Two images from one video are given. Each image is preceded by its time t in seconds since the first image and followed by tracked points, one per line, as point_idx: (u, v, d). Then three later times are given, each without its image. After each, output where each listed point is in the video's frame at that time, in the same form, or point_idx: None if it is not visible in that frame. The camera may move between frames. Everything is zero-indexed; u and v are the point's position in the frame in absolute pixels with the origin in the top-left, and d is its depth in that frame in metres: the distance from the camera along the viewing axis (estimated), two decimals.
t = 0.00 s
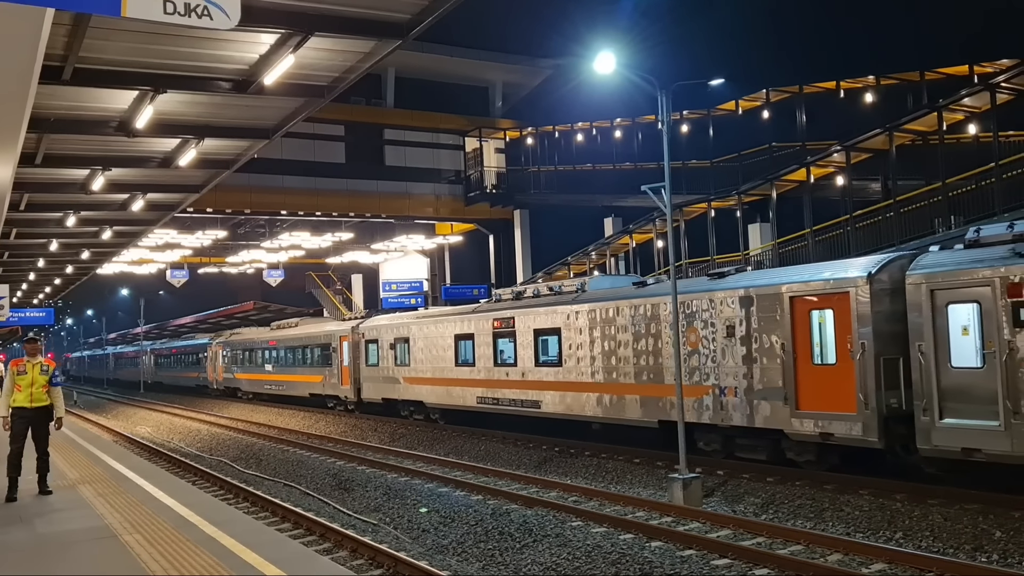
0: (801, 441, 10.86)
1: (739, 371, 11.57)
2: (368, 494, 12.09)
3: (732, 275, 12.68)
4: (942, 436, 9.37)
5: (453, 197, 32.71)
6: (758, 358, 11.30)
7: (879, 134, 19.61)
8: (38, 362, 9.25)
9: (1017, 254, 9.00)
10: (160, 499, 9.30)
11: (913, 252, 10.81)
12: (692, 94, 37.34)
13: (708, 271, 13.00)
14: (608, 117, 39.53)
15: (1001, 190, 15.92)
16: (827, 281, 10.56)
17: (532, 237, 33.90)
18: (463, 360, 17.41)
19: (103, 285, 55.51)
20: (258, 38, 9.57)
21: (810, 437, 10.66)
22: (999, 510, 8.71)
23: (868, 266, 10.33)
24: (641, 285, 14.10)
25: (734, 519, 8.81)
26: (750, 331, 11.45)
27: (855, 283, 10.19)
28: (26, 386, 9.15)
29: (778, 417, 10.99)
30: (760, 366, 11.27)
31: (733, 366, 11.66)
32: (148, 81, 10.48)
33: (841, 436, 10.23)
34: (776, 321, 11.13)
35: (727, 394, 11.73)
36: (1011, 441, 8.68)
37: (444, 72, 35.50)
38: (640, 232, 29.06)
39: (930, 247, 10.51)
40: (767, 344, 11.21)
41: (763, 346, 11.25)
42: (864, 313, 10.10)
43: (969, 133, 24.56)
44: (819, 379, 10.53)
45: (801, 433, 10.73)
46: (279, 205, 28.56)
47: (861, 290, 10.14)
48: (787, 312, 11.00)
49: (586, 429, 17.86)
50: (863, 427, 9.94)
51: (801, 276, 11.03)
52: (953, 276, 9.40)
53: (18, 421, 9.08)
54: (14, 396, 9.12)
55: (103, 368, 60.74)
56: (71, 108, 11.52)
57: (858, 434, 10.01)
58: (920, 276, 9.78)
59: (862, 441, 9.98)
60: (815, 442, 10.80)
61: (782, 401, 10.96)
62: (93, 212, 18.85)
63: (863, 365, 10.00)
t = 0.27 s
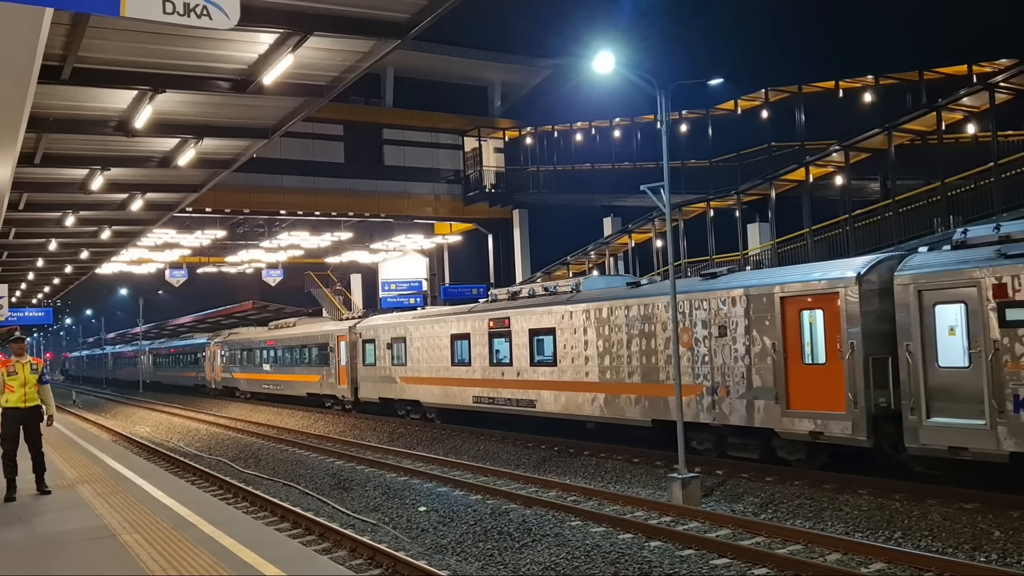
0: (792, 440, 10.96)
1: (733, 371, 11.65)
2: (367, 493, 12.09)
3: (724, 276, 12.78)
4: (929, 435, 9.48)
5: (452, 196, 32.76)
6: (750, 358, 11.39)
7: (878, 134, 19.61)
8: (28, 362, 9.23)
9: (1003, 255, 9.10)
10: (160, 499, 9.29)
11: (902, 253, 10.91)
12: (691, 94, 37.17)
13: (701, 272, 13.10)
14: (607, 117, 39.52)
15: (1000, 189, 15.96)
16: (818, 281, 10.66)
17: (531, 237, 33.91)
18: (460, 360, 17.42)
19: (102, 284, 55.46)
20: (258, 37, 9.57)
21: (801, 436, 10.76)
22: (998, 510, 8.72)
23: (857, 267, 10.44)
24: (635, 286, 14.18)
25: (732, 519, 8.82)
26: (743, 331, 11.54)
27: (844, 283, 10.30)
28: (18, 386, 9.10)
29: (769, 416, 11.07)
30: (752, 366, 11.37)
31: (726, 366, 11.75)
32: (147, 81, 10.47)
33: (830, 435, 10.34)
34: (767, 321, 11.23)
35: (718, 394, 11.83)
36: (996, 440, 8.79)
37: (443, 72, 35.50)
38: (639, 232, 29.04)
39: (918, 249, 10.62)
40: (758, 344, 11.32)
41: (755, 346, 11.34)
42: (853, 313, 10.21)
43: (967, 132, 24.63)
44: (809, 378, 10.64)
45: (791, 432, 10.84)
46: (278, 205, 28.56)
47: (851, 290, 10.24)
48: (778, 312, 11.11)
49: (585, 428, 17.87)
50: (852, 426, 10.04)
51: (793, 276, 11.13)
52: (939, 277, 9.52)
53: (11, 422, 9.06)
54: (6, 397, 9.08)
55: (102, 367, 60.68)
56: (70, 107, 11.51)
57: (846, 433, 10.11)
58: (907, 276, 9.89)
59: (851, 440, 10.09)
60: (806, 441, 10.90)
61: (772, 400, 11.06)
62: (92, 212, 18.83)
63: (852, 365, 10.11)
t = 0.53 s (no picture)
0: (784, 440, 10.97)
1: (727, 371, 11.66)
2: (367, 493, 12.09)
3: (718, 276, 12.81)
4: (918, 434, 9.49)
5: (452, 196, 32.74)
6: (743, 359, 11.40)
7: (878, 134, 19.60)
8: (20, 362, 9.18)
9: (990, 257, 9.13)
10: (159, 498, 9.28)
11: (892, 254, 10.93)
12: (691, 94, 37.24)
13: (695, 273, 13.13)
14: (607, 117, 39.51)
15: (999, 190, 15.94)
16: (810, 282, 10.67)
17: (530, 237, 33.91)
18: (456, 360, 17.42)
19: (102, 284, 55.41)
20: (257, 37, 9.57)
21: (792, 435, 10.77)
22: (997, 510, 8.72)
23: (848, 268, 10.46)
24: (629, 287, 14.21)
25: (732, 519, 8.82)
26: (736, 332, 11.56)
27: (834, 284, 10.32)
28: (12, 388, 9.11)
29: (761, 415, 11.08)
30: (744, 366, 11.39)
31: (720, 366, 11.76)
32: (147, 80, 10.47)
33: (820, 434, 10.35)
34: (759, 322, 11.25)
35: (711, 394, 11.87)
36: (983, 440, 8.81)
37: (443, 72, 35.48)
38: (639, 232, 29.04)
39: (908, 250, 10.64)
40: (749, 344, 11.35)
41: (747, 346, 11.36)
42: (843, 313, 10.22)
43: (967, 133, 24.66)
44: (800, 378, 10.66)
45: (782, 431, 10.85)
46: (278, 204, 28.57)
47: (842, 291, 10.25)
48: (769, 313, 11.13)
49: (583, 428, 17.89)
50: (842, 425, 10.04)
51: (784, 277, 11.15)
52: (926, 278, 9.54)
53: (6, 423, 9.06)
54: None
55: (101, 367, 60.64)
56: (70, 107, 11.50)
57: (836, 432, 10.11)
58: (896, 278, 9.90)
59: (840, 439, 10.10)
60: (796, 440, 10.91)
61: (764, 400, 11.07)
62: (92, 211, 18.82)
63: (842, 364, 10.12)
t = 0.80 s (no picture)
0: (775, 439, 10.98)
1: (720, 371, 11.68)
2: (366, 493, 12.08)
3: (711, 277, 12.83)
4: (906, 433, 9.50)
5: (451, 196, 32.73)
6: (736, 359, 11.41)
7: (877, 134, 19.60)
8: (14, 363, 9.16)
9: (977, 258, 9.16)
10: (157, 499, 9.27)
11: (882, 255, 10.95)
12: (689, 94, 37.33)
13: (688, 273, 13.15)
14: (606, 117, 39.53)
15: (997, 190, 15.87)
16: (802, 282, 10.68)
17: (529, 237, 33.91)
18: (452, 360, 17.42)
19: (100, 284, 55.37)
20: (257, 37, 9.56)
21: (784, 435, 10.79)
22: (996, 510, 8.72)
23: (839, 269, 10.48)
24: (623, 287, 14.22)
25: (730, 519, 8.82)
26: (729, 332, 11.57)
27: (825, 285, 10.33)
28: (7, 388, 9.12)
29: (752, 415, 11.10)
30: (736, 366, 11.41)
31: (714, 366, 11.77)
32: (145, 80, 10.46)
33: (811, 434, 10.37)
34: (750, 322, 11.27)
35: (703, 394, 11.90)
36: (970, 438, 8.84)
37: (442, 72, 35.47)
38: (638, 232, 29.05)
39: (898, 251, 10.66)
40: (741, 345, 11.37)
41: (739, 347, 11.38)
42: (833, 313, 10.23)
43: (966, 133, 24.69)
44: (792, 378, 10.67)
45: (773, 431, 10.87)
46: (277, 204, 28.56)
47: (833, 292, 10.26)
48: (761, 313, 11.15)
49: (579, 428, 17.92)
50: (833, 424, 10.04)
51: (776, 278, 11.16)
52: (914, 279, 9.57)
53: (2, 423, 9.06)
54: None
55: (100, 367, 60.61)
56: (69, 106, 11.49)
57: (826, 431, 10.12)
58: (885, 279, 9.91)
59: (831, 438, 10.12)
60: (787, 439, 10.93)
61: (756, 399, 11.09)
62: (90, 211, 18.80)
63: (833, 364, 10.13)
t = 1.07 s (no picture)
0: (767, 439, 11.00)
1: (713, 371, 11.69)
2: (365, 493, 12.08)
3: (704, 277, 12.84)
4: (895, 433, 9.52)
5: (450, 196, 32.73)
6: (729, 359, 11.43)
7: (874, 134, 19.62)
8: (11, 365, 9.14)
9: (964, 259, 9.16)
10: (156, 499, 9.27)
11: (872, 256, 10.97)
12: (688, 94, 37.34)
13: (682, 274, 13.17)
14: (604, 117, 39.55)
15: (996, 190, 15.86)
16: (793, 283, 10.70)
17: (528, 237, 33.93)
18: (449, 360, 17.43)
19: (99, 284, 55.34)
20: (255, 37, 9.56)
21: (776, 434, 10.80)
22: (995, 510, 8.72)
23: (830, 270, 10.49)
24: (618, 288, 14.24)
25: (729, 519, 8.82)
26: (723, 332, 11.57)
27: (815, 286, 10.35)
28: (3, 391, 9.09)
29: (744, 415, 11.12)
30: (729, 367, 11.43)
31: (708, 366, 11.78)
32: (144, 80, 10.45)
33: (802, 433, 10.39)
34: (742, 322, 11.28)
35: (697, 393, 11.93)
36: (957, 437, 8.86)
37: (441, 72, 35.48)
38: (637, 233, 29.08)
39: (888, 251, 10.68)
40: (734, 345, 11.38)
41: (732, 347, 11.39)
42: (824, 313, 10.24)
43: (964, 133, 24.72)
44: (783, 377, 10.68)
45: (765, 430, 10.88)
46: (275, 204, 28.56)
47: (823, 292, 10.26)
48: (753, 314, 11.17)
49: (576, 428, 17.94)
50: (825, 424, 10.05)
51: (768, 279, 11.18)
52: (902, 280, 9.57)
53: None
54: None
55: (98, 367, 60.60)
56: (67, 106, 11.48)
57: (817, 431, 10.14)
58: (874, 279, 9.91)
59: (822, 438, 10.15)
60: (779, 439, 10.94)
61: (747, 399, 11.11)
62: (88, 211, 18.79)
63: (823, 364, 10.15)
